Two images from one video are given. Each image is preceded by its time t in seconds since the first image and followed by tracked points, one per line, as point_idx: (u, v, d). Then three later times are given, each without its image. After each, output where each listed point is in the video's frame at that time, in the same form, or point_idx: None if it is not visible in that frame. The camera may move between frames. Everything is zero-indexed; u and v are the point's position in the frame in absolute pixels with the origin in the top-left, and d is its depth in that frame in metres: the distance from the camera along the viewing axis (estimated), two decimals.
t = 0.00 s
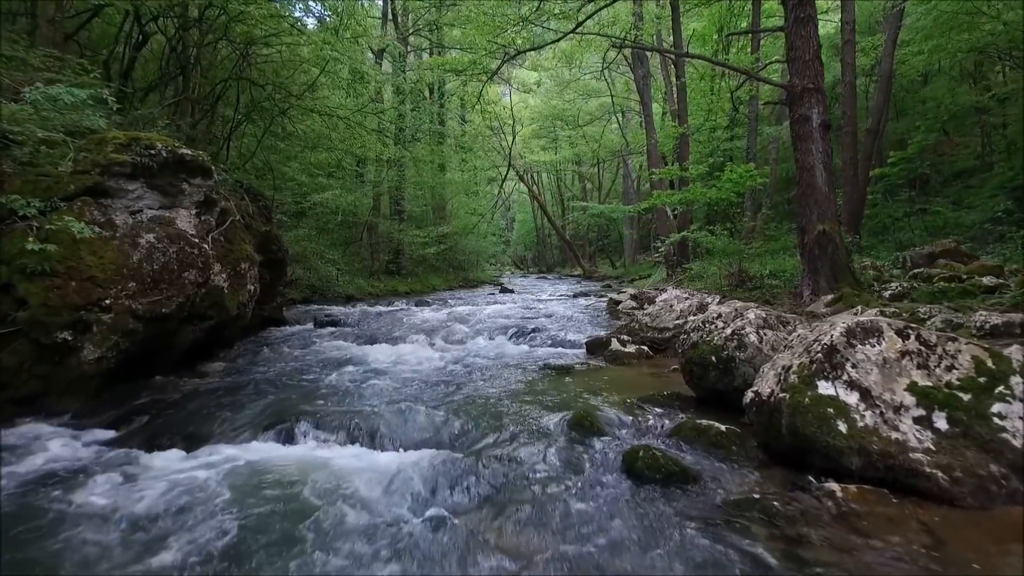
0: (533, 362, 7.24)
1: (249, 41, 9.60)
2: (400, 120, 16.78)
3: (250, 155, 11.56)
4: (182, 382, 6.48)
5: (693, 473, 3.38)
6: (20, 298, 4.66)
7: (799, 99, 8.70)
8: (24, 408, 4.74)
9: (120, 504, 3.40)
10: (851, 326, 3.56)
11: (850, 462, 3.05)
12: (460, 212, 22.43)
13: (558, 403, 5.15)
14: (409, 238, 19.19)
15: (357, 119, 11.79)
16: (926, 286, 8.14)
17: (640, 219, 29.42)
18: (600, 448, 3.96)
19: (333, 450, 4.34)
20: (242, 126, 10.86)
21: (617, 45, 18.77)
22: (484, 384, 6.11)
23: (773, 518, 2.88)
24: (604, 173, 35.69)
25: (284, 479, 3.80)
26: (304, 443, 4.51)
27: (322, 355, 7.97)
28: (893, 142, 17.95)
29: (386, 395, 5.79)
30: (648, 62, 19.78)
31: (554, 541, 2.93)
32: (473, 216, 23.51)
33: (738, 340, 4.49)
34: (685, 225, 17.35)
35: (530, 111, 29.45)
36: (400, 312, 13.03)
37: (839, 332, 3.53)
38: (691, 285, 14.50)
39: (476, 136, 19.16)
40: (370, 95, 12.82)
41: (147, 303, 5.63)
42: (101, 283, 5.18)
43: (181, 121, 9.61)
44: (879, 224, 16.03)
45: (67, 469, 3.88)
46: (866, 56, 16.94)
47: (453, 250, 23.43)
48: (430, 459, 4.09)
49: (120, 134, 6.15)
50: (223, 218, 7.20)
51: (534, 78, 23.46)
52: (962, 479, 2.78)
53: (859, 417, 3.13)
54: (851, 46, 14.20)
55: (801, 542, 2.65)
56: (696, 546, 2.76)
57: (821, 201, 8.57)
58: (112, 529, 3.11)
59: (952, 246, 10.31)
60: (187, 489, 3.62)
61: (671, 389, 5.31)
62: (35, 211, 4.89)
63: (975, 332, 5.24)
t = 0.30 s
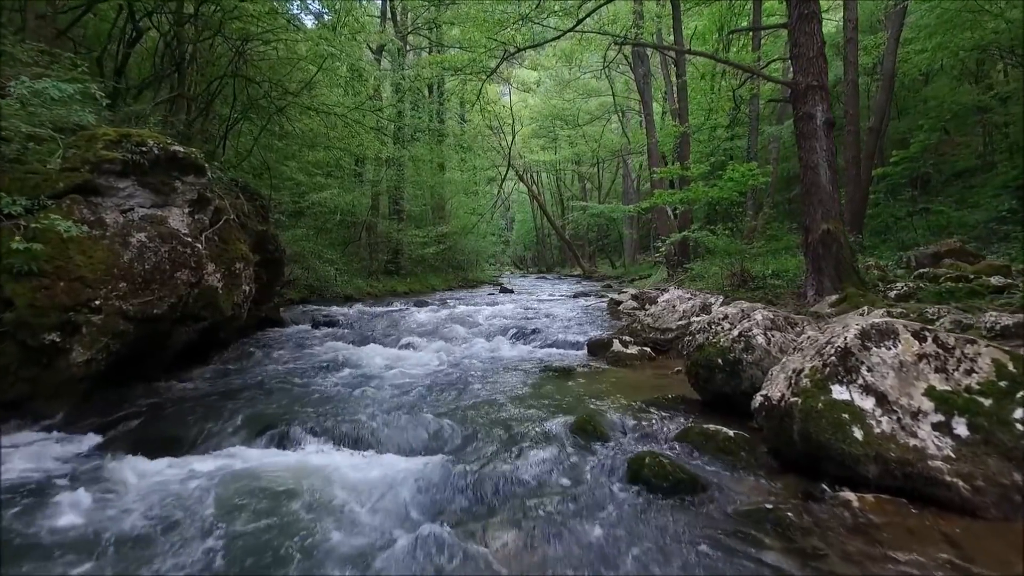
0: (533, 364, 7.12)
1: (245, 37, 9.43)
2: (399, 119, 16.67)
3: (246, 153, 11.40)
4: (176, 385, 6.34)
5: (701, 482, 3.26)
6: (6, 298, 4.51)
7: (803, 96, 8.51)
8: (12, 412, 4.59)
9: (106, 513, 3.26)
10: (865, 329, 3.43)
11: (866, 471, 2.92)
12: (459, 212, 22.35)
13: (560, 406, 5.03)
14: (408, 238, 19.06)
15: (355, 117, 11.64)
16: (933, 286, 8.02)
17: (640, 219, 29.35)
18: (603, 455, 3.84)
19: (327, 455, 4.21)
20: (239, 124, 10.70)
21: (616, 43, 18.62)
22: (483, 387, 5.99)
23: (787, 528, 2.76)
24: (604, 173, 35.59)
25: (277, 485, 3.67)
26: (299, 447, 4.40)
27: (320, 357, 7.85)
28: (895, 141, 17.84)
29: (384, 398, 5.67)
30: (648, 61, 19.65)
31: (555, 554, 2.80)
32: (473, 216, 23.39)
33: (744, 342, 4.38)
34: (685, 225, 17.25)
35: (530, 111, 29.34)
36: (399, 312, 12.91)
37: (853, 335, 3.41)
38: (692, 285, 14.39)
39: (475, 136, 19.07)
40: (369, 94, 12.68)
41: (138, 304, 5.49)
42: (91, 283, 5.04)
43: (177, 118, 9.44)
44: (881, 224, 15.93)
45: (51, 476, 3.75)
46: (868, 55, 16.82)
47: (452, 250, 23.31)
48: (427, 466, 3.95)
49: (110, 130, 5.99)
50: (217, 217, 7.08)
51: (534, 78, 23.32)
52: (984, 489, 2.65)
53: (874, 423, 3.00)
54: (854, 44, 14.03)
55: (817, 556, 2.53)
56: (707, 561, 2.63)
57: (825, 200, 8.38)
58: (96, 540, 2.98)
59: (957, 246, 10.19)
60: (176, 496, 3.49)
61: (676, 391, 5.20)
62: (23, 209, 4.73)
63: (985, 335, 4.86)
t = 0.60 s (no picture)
0: (534, 367, 6.96)
1: (240, 33, 9.25)
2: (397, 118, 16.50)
3: (242, 152, 11.22)
4: (169, 388, 6.19)
5: (714, 493, 3.10)
6: None
7: (806, 94, 8.34)
8: None
9: (86, 525, 3.09)
10: (882, 332, 3.28)
11: (886, 482, 2.78)
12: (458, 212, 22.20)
13: (563, 411, 4.88)
14: (407, 237, 18.90)
15: (352, 115, 11.46)
16: (940, 286, 7.88)
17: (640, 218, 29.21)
18: (608, 464, 3.69)
19: (320, 463, 4.05)
20: (235, 122, 10.52)
21: (616, 42, 18.46)
22: (483, 391, 5.83)
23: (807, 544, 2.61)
24: (603, 173, 35.45)
25: (267, 495, 3.51)
26: (292, 454, 4.24)
27: (316, 359, 7.70)
28: (898, 141, 17.71)
29: (381, 403, 5.52)
30: (648, 60, 19.48)
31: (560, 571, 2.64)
32: (472, 216, 23.23)
33: (753, 345, 4.23)
34: (686, 225, 17.10)
35: (529, 110, 29.19)
36: (397, 313, 12.75)
37: (869, 338, 3.26)
38: (694, 286, 14.25)
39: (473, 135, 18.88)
40: (367, 92, 12.50)
41: (127, 305, 5.34)
42: (78, 283, 4.89)
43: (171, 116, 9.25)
44: (884, 224, 15.79)
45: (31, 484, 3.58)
46: (870, 53, 16.68)
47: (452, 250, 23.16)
48: (424, 475, 3.80)
49: (100, 127, 5.84)
50: (210, 216, 6.92)
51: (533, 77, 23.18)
52: (1012, 502, 2.51)
53: (894, 431, 2.85)
54: (857, 42, 13.88)
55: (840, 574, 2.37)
56: None
57: (830, 199, 8.18)
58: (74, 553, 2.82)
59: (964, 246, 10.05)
60: (163, 507, 3.32)
61: (681, 396, 5.05)
62: (9, 206, 4.59)
63: (998, 335, 4.72)
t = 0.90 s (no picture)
0: (534, 369, 6.82)
1: (236, 28, 9.09)
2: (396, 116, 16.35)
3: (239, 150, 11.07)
4: (163, 391, 6.07)
5: (724, 503, 2.98)
6: None
7: (810, 91, 8.19)
8: None
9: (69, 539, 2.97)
10: (898, 335, 3.16)
11: (906, 493, 2.65)
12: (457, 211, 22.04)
13: (565, 416, 4.76)
14: (405, 237, 18.76)
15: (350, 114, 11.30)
16: (947, 286, 7.75)
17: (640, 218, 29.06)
18: (612, 473, 3.56)
19: (314, 472, 3.92)
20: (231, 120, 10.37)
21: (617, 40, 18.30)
22: (483, 395, 5.70)
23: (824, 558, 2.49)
24: (603, 172, 35.31)
25: (259, 506, 3.38)
26: (285, 462, 4.12)
27: (314, 361, 7.57)
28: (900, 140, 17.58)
29: (378, 407, 5.40)
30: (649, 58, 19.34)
31: None
32: (471, 216, 23.08)
33: (762, 348, 4.10)
34: (687, 224, 16.97)
35: (529, 110, 29.04)
36: (396, 313, 12.62)
37: (886, 341, 3.13)
38: (695, 286, 14.13)
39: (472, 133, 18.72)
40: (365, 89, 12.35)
41: (117, 307, 5.20)
42: (67, 284, 4.76)
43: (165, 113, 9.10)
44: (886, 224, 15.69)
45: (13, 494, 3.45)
46: (873, 52, 16.54)
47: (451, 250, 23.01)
48: (422, 486, 3.66)
49: (90, 123, 5.70)
50: (204, 215, 6.79)
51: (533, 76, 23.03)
52: None
53: (914, 439, 2.72)
54: (859, 40, 13.74)
55: None
56: None
57: (835, 198, 8.00)
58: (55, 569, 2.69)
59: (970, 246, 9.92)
60: (146, 522, 3.16)
61: (686, 399, 4.92)
62: None
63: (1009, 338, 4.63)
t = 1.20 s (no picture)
0: (535, 371, 6.67)
1: (230, 25, 8.92)
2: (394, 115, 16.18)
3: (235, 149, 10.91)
4: (155, 394, 5.94)
5: (736, 515, 2.85)
6: None
7: (816, 88, 8.04)
8: None
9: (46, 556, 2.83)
10: (919, 338, 3.01)
11: (930, 505, 2.50)
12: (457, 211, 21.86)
13: (568, 420, 4.62)
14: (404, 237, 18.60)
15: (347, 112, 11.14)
16: (956, 286, 7.60)
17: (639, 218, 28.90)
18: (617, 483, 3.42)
19: (307, 482, 3.77)
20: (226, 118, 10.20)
21: (617, 38, 18.13)
22: (484, 399, 5.55)
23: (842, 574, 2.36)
24: (604, 172, 35.17)
25: (248, 519, 3.24)
26: (277, 471, 3.97)
27: (310, 364, 7.42)
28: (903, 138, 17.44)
29: (376, 412, 5.25)
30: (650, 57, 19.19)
31: None
32: (471, 215, 22.90)
33: (772, 351, 3.96)
34: (688, 224, 16.82)
35: (529, 109, 28.87)
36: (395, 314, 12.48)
37: (906, 345, 2.98)
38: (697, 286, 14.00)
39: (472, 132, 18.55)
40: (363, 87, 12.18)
41: (106, 308, 5.04)
42: (53, 284, 4.61)
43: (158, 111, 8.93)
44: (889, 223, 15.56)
45: None
46: (876, 50, 16.38)
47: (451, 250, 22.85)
48: (420, 497, 3.52)
49: (78, 119, 5.54)
50: (197, 214, 6.63)
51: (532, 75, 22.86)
52: None
53: (939, 449, 2.58)
54: (863, 38, 13.59)
55: None
56: None
57: (841, 197, 7.81)
58: None
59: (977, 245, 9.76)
60: (128, 541, 3.00)
61: (691, 403, 4.78)
62: None
63: None
